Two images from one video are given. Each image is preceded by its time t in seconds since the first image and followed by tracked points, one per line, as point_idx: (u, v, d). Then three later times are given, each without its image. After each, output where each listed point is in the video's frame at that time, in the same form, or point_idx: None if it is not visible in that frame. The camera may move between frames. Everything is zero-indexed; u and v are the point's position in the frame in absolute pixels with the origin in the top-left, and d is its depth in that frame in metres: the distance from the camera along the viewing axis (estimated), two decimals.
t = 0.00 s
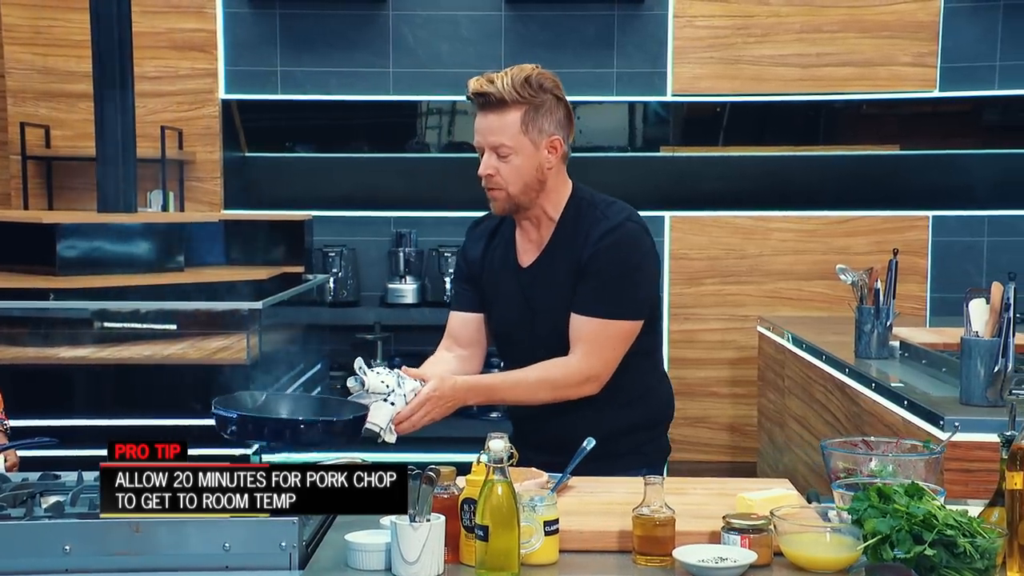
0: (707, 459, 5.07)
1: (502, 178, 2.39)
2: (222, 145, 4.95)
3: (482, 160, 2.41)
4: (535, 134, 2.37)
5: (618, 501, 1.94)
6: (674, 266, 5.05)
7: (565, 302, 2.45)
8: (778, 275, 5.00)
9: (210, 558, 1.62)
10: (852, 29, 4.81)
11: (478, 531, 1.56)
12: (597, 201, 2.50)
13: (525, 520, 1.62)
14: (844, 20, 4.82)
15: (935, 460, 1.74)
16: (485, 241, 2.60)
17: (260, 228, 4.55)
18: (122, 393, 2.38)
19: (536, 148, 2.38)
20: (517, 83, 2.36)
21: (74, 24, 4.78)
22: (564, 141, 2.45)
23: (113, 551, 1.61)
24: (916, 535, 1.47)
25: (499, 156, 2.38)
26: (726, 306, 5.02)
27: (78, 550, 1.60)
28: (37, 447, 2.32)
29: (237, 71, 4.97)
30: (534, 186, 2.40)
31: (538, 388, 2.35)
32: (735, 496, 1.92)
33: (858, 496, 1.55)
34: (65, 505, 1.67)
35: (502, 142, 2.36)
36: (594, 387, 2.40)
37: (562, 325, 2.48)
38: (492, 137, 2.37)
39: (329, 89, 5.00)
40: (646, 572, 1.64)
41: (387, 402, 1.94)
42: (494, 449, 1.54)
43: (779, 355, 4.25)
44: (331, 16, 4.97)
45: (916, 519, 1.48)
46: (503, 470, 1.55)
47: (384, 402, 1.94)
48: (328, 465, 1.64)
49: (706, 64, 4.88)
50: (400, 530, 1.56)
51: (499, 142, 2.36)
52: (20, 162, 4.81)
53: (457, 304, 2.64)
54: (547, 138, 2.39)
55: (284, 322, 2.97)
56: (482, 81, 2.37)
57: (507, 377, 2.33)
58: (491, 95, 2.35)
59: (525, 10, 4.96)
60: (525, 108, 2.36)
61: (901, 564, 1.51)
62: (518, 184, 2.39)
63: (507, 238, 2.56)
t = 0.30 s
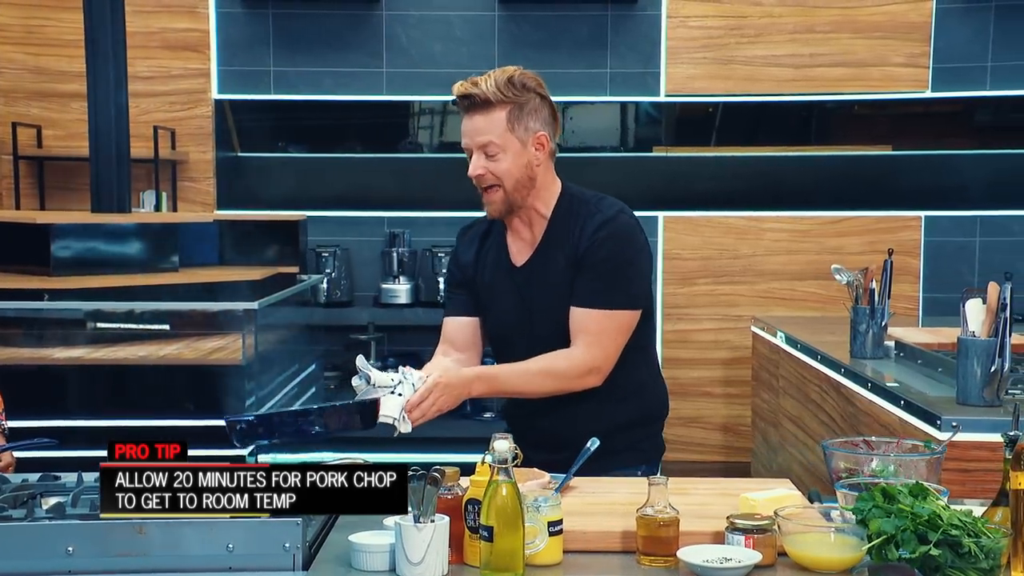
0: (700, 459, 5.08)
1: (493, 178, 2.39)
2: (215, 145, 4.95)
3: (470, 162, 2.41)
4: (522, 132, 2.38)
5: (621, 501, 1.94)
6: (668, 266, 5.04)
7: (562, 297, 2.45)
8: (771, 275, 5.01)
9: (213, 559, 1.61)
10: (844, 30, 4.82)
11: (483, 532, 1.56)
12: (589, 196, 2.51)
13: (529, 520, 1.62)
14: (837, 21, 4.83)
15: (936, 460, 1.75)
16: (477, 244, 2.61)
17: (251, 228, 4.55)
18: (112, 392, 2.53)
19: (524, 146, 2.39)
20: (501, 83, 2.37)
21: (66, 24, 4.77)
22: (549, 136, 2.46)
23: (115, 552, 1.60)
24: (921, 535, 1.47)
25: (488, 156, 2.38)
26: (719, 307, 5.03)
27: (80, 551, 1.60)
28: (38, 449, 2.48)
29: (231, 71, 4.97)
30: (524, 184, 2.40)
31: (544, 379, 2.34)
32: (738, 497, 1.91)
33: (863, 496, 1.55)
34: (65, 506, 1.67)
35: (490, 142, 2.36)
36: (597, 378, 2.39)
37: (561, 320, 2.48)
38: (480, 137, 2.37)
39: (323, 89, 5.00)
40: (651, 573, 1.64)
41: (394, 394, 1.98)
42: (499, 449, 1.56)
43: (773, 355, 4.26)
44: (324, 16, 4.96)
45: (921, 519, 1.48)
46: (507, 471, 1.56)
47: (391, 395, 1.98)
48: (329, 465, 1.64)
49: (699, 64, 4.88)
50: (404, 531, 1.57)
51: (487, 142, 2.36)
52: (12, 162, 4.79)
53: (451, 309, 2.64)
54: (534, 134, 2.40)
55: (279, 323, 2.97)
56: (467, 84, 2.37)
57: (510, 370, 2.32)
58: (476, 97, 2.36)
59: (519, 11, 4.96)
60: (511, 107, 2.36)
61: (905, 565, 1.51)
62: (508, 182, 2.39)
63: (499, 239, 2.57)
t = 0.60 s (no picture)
0: (695, 459, 5.09)
1: (481, 168, 2.49)
2: (209, 145, 4.94)
3: (459, 154, 2.51)
4: (510, 125, 2.50)
5: (624, 501, 1.94)
6: (662, 266, 5.05)
7: (561, 289, 2.54)
8: (765, 275, 5.02)
9: (216, 561, 1.62)
10: (838, 31, 4.83)
11: (488, 532, 1.56)
12: (574, 193, 2.60)
13: (534, 521, 1.63)
14: (830, 21, 4.83)
15: (938, 460, 1.75)
16: (461, 243, 2.68)
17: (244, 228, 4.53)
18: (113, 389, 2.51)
19: (512, 138, 2.50)
20: (490, 79, 2.49)
21: (58, 24, 4.76)
22: (535, 133, 2.58)
23: (118, 553, 1.61)
24: (927, 535, 1.47)
25: (476, 146, 2.49)
26: (713, 307, 5.03)
27: (84, 552, 1.60)
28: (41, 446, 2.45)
29: (225, 71, 4.96)
30: (511, 175, 2.51)
31: (565, 354, 2.40)
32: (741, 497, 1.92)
33: (868, 497, 1.57)
34: (68, 506, 1.67)
35: (479, 133, 2.47)
36: (612, 358, 2.47)
37: (564, 312, 2.56)
38: (470, 128, 2.48)
39: (316, 88, 4.99)
40: (656, 573, 1.64)
41: (397, 380, 1.98)
42: (505, 450, 1.55)
43: (768, 356, 4.26)
44: (317, 17, 4.95)
45: (927, 519, 1.48)
46: (513, 471, 1.56)
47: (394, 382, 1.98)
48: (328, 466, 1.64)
49: (692, 65, 4.88)
50: (409, 532, 1.57)
51: (477, 132, 2.47)
52: (5, 162, 4.78)
53: (436, 305, 2.71)
54: (522, 128, 2.52)
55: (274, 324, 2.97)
56: (458, 78, 2.49)
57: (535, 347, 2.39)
58: (466, 89, 2.48)
59: (512, 11, 4.96)
60: (500, 100, 2.48)
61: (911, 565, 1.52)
62: (495, 172, 2.49)
63: (482, 237, 2.64)
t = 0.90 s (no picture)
0: (689, 460, 5.09)
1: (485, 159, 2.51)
2: (202, 145, 4.94)
3: (462, 145, 2.53)
4: (514, 116, 2.52)
5: (627, 501, 1.94)
6: (656, 266, 5.04)
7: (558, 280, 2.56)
8: (758, 276, 5.02)
9: (220, 561, 1.62)
10: (831, 32, 4.85)
11: (493, 534, 1.56)
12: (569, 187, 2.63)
13: (538, 522, 1.63)
14: (822, 22, 4.85)
15: (939, 460, 1.75)
16: (452, 233, 2.67)
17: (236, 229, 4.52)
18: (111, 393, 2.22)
19: (516, 129, 2.53)
20: (493, 71, 2.52)
21: (50, 23, 4.75)
22: (536, 125, 2.61)
23: (122, 554, 1.60)
24: (931, 535, 1.48)
25: (480, 137, 2.50)
26: (706, 307, 5.03)
27: (87, 553, 1.60)
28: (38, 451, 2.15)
29: (217, 71, 4.95)
30: (514, 166, 2.53)
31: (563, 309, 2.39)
32: (743, 497, 1.92)
33: (873, 497, 1.57)
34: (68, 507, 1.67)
35: (484, 123, 2.49)
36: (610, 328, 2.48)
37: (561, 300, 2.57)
38: (474, 119, 2.50)
39: (309, 89, 4.99)
40: (660, 573, 1.64)
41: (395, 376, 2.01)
42: (508, 451, 1.55)
43: (763, 355, 4.27)
44: (311, 18, 4.95)
45: (931, 519, 1.49)
46: (517, 472, 1.56)
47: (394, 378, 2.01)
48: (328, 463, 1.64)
49: (685, 65, 4.90)
50: (413, 532, 1.57)
51: (481, 123, 2.49)
52: None
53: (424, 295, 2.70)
54: (524, 120, 2.55)
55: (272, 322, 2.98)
56: (460, 69, 2.51)
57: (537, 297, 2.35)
58: (470, 80, 2.50)
59: (506, 11, 4.96)
60: (504, 91, 2.51)
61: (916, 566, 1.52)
62: (499, 163, 2.51)
63: (475, 228, 2.64)
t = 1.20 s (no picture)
0: (683, 459, 5.10)
1: (482, 171, 2.49)
2: (195, 145, 4.93)
3: (459, 156, 2.51)
4: (512, 127, 2.50)
5: (628, 501, 1.95)
6: (650, 266, 5.04)
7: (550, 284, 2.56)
8: (752, 276, 5.03)
9: (223, 562, 1.62)
10: (824, 32, 4.86)
11: (498, 534, 1.57)
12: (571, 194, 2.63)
13: (542, 522, 1.63)
14: (816, 23, 4.86)
15: (940, 460, 1.76)
16: (454, 236, 2.69)
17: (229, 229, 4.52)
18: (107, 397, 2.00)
19: (514, 140, 2.51)
20: (492, 79, 2.49)
21: (42, 22, 4.74)
22: (536, 133, 2.59)
23: (126, 554, 1.61)
24: (935, 535, 1.48)
25: (477, 149, 2.48)
26: (700, 307, 5.04)
27: (90, 554, 1.60)
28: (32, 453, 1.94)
29: (211, 71, 4.93)
30: (511, 177, 2.52)
31: (525, 318, 2.32)
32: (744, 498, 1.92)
33: (877, 497, 1.58)
34: (70, 507, 1.65)
35: (481, 136, 2.47)
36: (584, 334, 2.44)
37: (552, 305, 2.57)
38: (471, 131, 2.48)
39: (302, 90, 4.97)
40: (664, 573, 1.64)
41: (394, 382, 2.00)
42: (513, 451, 1.57)
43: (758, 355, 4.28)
44: (304, 18, 4.94)
45: (935, 519, 1.49)
46: (521, 472, 1.58)
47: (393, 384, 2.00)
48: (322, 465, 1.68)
49: (679, 65, 4.89)
50: (418, 533, 1.57)
51: (478, 135, 2.47)
52: None
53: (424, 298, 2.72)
54: (523, 130, 2.53)
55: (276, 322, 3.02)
56: (458, 78, 2.48)
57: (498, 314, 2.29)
58: (467, 91, 2.48)
59: (500, 11, 4.96)
60: (502, 102, 2.49)
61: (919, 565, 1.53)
62: (496, 175, 2.50)
63: (476, 233, 2.65)
